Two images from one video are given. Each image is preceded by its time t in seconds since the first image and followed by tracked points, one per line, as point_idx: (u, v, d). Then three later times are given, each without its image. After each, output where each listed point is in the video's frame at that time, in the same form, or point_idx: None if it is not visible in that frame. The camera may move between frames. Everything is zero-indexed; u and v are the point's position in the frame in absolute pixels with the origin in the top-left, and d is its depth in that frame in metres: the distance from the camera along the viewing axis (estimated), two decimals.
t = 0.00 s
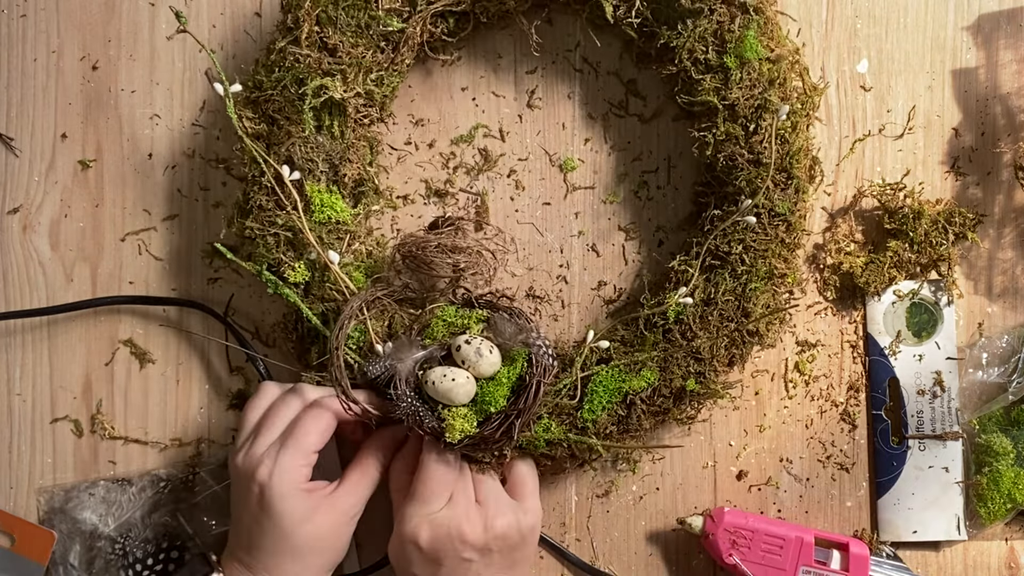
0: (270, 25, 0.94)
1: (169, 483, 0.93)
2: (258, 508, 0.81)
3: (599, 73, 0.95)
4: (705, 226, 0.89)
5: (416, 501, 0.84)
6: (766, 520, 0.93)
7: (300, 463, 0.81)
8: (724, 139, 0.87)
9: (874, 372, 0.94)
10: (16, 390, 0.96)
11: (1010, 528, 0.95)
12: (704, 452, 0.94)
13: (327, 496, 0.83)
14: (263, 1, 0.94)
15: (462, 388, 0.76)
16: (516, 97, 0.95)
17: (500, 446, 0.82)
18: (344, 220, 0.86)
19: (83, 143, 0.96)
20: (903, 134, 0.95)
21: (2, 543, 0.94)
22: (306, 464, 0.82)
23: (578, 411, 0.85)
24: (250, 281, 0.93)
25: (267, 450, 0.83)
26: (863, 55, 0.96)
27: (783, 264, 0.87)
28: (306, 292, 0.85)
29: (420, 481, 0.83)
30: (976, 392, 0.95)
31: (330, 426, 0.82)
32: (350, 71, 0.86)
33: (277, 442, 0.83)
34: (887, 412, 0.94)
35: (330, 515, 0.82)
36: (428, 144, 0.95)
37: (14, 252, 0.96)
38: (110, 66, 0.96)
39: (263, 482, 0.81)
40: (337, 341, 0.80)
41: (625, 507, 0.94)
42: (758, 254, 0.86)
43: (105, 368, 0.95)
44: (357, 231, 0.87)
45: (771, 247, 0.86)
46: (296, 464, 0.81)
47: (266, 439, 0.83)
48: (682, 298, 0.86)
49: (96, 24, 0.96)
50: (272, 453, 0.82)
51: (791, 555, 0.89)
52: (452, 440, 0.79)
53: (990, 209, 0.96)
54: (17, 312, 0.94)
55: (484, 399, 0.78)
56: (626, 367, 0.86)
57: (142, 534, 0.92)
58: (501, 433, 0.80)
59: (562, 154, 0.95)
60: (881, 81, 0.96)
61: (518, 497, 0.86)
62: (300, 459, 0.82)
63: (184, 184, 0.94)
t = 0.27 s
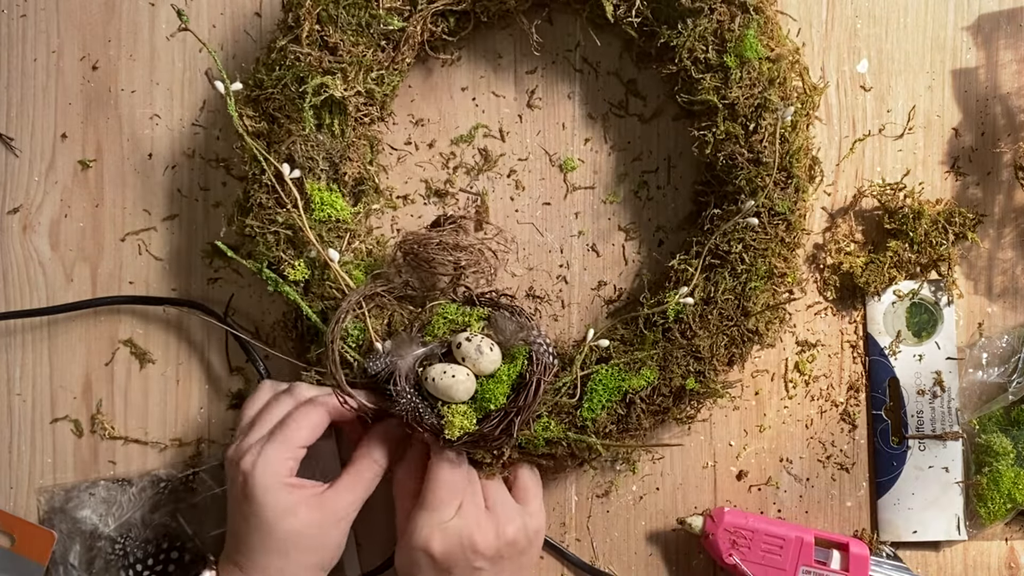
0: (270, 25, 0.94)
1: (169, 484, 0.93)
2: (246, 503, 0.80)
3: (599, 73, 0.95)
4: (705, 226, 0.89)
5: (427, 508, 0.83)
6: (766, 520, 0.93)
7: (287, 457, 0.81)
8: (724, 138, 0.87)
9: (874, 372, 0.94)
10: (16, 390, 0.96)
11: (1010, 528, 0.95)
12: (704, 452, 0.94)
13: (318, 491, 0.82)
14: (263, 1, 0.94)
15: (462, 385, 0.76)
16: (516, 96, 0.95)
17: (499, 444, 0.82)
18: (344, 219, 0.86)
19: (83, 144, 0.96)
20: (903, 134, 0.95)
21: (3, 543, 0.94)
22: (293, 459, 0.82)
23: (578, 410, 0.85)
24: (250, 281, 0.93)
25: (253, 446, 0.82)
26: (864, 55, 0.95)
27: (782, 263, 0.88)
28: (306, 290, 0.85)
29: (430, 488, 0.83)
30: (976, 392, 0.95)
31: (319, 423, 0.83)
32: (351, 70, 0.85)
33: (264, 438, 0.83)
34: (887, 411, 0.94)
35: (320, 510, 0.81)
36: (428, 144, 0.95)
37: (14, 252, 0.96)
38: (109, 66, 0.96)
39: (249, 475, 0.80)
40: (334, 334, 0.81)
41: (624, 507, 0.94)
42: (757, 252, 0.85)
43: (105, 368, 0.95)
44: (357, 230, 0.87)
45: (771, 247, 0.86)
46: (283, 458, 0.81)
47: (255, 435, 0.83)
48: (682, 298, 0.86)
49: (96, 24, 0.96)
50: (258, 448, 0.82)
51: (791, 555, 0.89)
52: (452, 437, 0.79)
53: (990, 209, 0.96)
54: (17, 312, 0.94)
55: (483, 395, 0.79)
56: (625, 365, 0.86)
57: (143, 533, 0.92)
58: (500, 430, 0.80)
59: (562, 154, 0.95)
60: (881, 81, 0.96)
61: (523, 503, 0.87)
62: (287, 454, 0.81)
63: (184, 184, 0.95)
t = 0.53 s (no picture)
0: (270, 25, 0.94)
1: (169, 484, 0.93)
2: (237, 486, 0.79)
3: (599, 73, 0.95)
4: (705, 225, 0.89)
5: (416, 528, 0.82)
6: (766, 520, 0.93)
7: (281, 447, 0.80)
8: (724, 138, 0.87)
9: (874, 372, 0.94)
10: (16, 390, 0.96)
11: (1010, 528, 0.95)
12: (704, 452, 0.94)
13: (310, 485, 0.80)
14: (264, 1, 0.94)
15: (461, 384, 0.76)
16: (516, 96, 0.95)
17: (499, 443, 0.82)
18: (344, 218, 0.86)
19: (83, 143, 0.96)
20: (903, 134, 0.95)
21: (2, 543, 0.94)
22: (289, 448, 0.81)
23: (578, 410, 0.85)
24: (250, 281, 0.93)
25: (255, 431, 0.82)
26: (863, 55, 0.95)
27: (782, 263, 0.88)
28: (306, 290, 0.85)
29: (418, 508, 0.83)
30: (976, 392, 0.95)
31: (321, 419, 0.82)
32: (351, 69, 0.85)
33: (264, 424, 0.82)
34: (887, 411, 0.94)
35: (308, 504, 0.79)
36: (428, 144, 0.95)
37: (14, 252, 0.96)
38: (110, 66, 0.96)
39: (242, 457, 0.79)
40: (333, 333, 0.81)
41: (624, 507, 0.94)
42: (757, 252, 0.85)
43: (105, 369, 0.95)
44: (357, 229, 0.87)
45: (771, 246, 0.86)
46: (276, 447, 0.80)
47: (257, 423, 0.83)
48: (682, 298, 0.85)
49: (96, 23, 0.96)
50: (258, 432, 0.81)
51: (791, 555, 0.89)
52: (451, 436, 0.78)
53: (990, 209, 0.96)
54: (17, 312, 0.94)
55: (483, 395, 0.79)
56: (625, 365, 0.86)
57: (143, 534, 0.92)
58: (500, 430, 0.80)
59: (562, 154, 0.95)
60: (881, 81, 0.96)
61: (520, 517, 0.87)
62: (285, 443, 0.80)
63: (184, 184, 0.95)
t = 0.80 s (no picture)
0: (270, 25, 0.94)
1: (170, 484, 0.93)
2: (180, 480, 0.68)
3: (599, 73, 0.95)
4: (705, 225, 0.89)
5: None
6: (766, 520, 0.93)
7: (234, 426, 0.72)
8: (724, 138, 0.87)
9: (874, 372, 0.94)
10: (16, 390, 0.96)
11: (1010, 528, 0.95)
12: (704, 452, 0.94)
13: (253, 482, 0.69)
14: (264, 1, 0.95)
15: (461, 384, 0.80)
16: (516, 96, 0.95)
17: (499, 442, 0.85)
18: (344, 218, 0.86)
19: (83, 144, 0.96)
20: (903, 134, 0.95)
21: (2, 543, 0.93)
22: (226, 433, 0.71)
23: (577, 410, 0.85)
24: (250, 281, 0.93)
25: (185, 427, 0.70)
26: (864, 55, 0.95)
27: (782, 263, 0.88)
28: (306, 290, 0.85)
29: None
30: (976, 392, 0.95)
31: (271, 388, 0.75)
32: (351, 70, 0.85)
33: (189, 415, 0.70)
34: (887, 412, 0.94)
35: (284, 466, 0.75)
36: (428, 144, 0.95)
37: (14, 252, 0.96)
38: (110, 66, 0.96)
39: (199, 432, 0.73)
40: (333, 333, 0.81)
41: (624, 507, 0.94)
42: (757, 252, 0.86)
43: (105, 369, 0.95)
44: (357, 229, 0.87)
45: (771, 247, 0.86)
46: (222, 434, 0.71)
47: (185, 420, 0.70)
48: (682, 298, 0.85)
49: (96, 24, 0.96)
50: (192, 423, 0.71)
51: (791, 555, 0.89)
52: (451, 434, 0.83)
53: (991, 209, 0.96)
54: (17, 312, 0.94)
55: (482, 394, 0.83)
56: (625, 365, 0.86)
57: (143, 534, 0.92)
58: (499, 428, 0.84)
59: (562, 154, 0.95)
60: (881, 81, 0.96)
61: None
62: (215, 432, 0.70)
63: (184, 184, 0.95)
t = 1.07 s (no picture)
0: (270, 25, 0.94)
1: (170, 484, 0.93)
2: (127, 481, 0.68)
3: (599, 73, 0.95)
4: (704, 225, 0.89)
5: None
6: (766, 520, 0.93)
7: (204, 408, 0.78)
8: (724, 138, 0.87)
9: (874, 372, 0.94)
10: (16, 390, 0.95)
11: (1010, 528, 0.95)
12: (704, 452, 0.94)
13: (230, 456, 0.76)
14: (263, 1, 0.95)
15: (460, 384, 0.82)
16: (516, 96, 0.95)
17: (500, 444, 0.86)
18: (343, 219, 0.86)
19: (83, 143, 0.96)
20: (903, 134, 0.95)
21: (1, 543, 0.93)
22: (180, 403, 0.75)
23: (578, 410, 0.86)
24: (250, 282, 0.93)
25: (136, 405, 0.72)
26: (864, 54, 0.95)
27: (782, 263, 0.89)
28: (306, 290, 0.85)
29: None
30: (976, 392, 0.95)
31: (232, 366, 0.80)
32: (351, 70, 0.85)
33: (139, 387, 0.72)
34: (887, 412, 0.94)
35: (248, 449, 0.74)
36: (428, 144, 0.94)
37: (14, 252, 0.95)
38: (110, 66, 0.96)
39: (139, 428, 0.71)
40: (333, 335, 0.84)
41: (625, 507, 0.93)
42: (758, 252, 0.87)
43: (105, 369, 0.95)
44: (358, 230, 0.86)
45: (771, 246, 0.87)
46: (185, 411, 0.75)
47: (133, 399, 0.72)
48: (682, 297, 0.86)
49: (96, 23, 0.96)
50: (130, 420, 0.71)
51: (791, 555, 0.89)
52: (450, 435, 0.84)
53: (991, 209, 0.96)
54: (18, 312, 0.94)
55: (482, 396, 0.84)
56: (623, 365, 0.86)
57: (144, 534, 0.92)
58: (498, 429, 0.85)
59: (562, 154, 0.95)
60: (881, 81, 0.95)
61: None
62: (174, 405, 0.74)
63: (184, 184, 0.95)
